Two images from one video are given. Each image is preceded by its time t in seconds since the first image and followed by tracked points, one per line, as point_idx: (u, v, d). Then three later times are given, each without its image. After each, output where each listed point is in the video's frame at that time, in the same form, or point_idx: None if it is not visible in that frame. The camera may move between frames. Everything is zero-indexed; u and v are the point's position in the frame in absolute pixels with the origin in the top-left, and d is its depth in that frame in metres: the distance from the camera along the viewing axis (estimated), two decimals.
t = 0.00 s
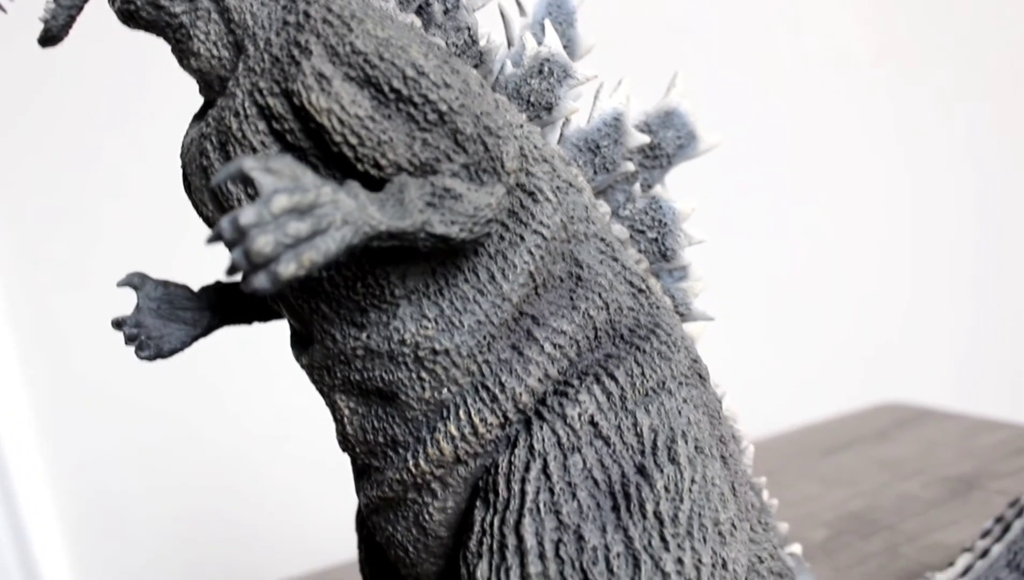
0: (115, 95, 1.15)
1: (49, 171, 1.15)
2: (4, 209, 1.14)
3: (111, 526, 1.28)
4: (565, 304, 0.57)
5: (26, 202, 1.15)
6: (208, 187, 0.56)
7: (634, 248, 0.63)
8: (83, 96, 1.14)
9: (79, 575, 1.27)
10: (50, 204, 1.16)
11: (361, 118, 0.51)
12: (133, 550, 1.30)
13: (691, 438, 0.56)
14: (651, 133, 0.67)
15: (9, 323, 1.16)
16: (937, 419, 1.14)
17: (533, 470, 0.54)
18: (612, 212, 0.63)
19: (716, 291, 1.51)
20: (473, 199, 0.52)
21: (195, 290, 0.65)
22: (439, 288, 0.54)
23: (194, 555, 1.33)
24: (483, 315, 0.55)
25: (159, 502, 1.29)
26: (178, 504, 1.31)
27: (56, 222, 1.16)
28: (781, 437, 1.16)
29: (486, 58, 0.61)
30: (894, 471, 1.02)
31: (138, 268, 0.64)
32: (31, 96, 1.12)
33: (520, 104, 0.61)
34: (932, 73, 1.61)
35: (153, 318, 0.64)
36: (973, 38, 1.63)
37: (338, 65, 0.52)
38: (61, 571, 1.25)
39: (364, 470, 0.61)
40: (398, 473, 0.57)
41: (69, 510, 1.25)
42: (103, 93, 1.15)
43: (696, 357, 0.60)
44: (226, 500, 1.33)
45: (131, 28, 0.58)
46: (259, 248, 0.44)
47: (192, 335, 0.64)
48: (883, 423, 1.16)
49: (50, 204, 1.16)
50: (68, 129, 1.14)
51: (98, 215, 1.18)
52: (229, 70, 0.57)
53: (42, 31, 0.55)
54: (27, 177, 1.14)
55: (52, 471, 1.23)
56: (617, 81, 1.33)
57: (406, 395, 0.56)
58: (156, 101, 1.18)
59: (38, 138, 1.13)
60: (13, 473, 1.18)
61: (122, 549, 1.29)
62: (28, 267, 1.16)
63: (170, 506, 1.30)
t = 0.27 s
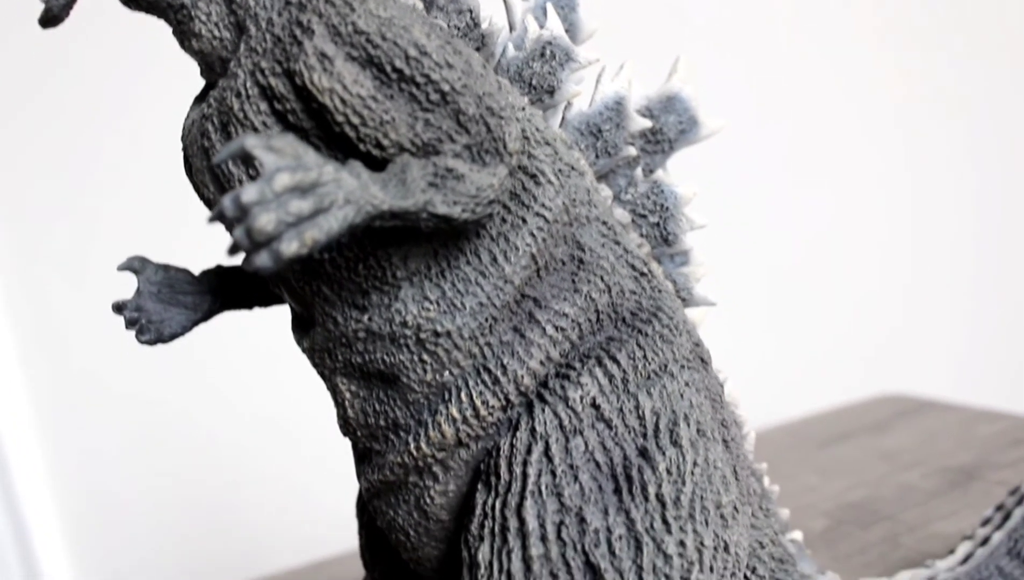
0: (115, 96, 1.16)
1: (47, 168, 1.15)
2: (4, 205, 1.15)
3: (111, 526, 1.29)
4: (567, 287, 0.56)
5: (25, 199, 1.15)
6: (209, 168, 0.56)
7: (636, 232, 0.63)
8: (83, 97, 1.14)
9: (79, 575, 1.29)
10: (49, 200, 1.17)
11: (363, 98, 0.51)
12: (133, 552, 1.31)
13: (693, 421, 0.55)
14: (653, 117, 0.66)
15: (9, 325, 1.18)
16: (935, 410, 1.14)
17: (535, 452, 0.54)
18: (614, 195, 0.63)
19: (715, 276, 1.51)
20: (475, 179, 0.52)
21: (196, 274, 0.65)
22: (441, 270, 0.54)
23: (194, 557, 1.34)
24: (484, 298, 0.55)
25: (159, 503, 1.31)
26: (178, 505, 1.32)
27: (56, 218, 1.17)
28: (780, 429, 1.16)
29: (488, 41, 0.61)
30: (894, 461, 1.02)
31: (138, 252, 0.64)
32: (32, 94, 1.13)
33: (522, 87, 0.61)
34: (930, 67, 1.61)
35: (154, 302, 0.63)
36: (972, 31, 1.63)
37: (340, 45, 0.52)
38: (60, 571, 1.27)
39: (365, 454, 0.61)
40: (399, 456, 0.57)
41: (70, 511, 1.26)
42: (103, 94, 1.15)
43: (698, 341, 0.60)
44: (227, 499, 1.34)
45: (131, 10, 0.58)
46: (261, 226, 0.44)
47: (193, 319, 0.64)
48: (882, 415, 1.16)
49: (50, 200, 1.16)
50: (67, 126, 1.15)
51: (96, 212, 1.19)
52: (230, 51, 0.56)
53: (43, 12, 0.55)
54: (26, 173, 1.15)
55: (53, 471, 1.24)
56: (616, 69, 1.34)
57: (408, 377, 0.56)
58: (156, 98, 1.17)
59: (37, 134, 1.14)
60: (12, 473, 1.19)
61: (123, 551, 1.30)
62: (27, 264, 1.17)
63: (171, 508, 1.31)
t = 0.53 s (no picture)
0: (116, 89, 1.16)
1: (48, 161, 1.16)
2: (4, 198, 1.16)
3: (111, 526, 1.29)
4: (565, 273, 0.56)
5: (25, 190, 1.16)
6: (207, 153, 0.56)
7: (634, 219, 0.63)
8: (83, 92, 1.15)
9: (79, 572, 1.29)
10: (48, 192, 1.17)
11: (361, 82, 0.51)
12: (133, 552, 1.32)
13: (690, 406, 0.55)
14: (652, 105, 0.66)
15: (11, 324, 1.18)
16: (931, 403, 1.14)
17: (532, 438, 0.54)
18: (613, 182, 0.63)
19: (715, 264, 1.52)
20: (473, 164, 0.52)
21: (194, 261, 0.65)
22: (439, 255, 0.54)
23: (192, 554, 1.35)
24: (482, 283, 0.55)
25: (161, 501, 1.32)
26: (178, 500, 1.33)
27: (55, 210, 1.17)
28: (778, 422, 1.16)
29: (486, 27, 0.61)
30: (891, 453, 1.02)
31: (136, 240, 0.64)
32: (32, 87, 1.13)
33: (520, 74, 0.61)
34: (927, 63, 1.61)
35: (152, 289, 0.63)
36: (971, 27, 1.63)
37: (338, 29, 0.52)
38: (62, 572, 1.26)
39: (362, 441, 0.61)
40: (397, 442, 0.57)
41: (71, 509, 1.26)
42: (104, 87, 1.16)
43: (695, 328, 0.60)
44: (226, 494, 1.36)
45: None
46: (258, 208, 0.44)
47: (191, 307, 0.64)
48: (879, 408, 1.16)
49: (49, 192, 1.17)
50: (68, 119, 1.16)
51: (96, 205, 1.19)
52: (228, 36, 0.56)
53: None
54: (25, 165, 1.15)
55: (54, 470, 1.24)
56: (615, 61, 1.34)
57: (405, 363, 0.56)
58: (156, 92, 1.18)
59: (39, 126, 1.15)
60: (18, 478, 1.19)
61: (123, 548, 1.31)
62: (29, 260, 1.17)
63: (170, 506, 1.33)
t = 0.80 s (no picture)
0: (115, 92, 1.16)
1: (48, 160, 1.16)
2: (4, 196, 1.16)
3: (111, 526, 1.30)
4: (564, 266, 0.56)
5: (26, 189, 1.16)
6: (206, 145, 0.56)
7: (634, 213, 0.63)
8: (83, 92, 1.15)
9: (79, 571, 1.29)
10: (48, 190, 1.17)
11: (360, 74, 0.51)
12: (134, 553, 1.32)
13: (690, 398, 0.55)
14: (651, 99, 0.66)
15: (12, 326, 1.19)
16: (930, 400, 1.14)
17: (531, 429, 0.54)
18: (612, 176, 0.63)
19: (714, 257, 1.52)
20: (472, 155, 0.52)
21: (195, 254, 0.65)
22: (438, 247, 0.54)
23: (193, 556, 1.36)
24: (481, 275, 0.55)
25: (162, 503, 1.32)
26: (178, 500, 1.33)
27: (55, 208, 1.18)
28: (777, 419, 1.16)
29: (485, 21, 0.61)
30: (890, 450, 1.02)
31: (136, 232, 0.64)
32: (32, 85, 1.13)
33: (520, 67, 0.61)
34: (926, 61, 1.61)
35: (152, 282, 0.63)
36: (970, 24, 1.63)
37: (338, 21, 0.52)
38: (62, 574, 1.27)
39: (362, 433, 0.61)
40: (396, 435, 0.57)
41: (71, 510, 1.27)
42: (104, 90, 1.16)
43: (695, 321, 0.60)
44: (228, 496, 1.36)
45: None
46: (258, 198, 0.44)
47: (191, 300, 0.64)
48: (878, 404, 1.16)
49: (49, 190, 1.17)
50: (68, 119, 1.16)
51: (96, 204, 1.19)
52: (228, 28, 0.56)
53: None
54: (25, 163, 1.16)
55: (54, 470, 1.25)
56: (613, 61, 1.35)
57: (405, 355, 0.56)
58: (154, 90, 1.18)
59: (39, 126, 1.15)
60: (19, 472, 1.20)
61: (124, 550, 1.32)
62: (29, 262, 1.17)
63: (170, 505, 1.33)
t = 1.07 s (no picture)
0: (115, 84, 1.17)
1: (48, 158, 1.16)
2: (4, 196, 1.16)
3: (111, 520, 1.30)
4: (564, 249, 0.56)
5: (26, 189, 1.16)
6: (206, 127, 0.56)
7: (634, 197, 0.63)
8: (83, 88, 1.15)
9: (79, 567, 1.29)
10: (49, 189, 1.17)
11: (361, 55, 0.51)
12: (134, 547, 1.32)
13: (690, 381, 0.55)
14: (651, 85, 0.66)
15: (12, 323, 1.18)
16: (929, 392, 1.15)
17: (532, 412, 0.54)
18: (612, 161, 0.63)
19: (714, 245, 1.52)
20: (472, 136, 0.52)
21: (193, 239, 0.65)
22: (438, 229, 0.54)
23: (194, 553, 1.36)
24: (481, 258, 0.55)
25: (162, 498, 1.32)
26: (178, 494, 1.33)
27: (56, 207, 1.18)
28: (777, 411, 1.16)
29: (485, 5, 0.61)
30: (889, 440, 1.03)
31: (135, 218, 0.64)
32: (32, 84, 1.13)
33: (520, 52, 0.61)
34: (925, 54, 1.61)
35: (151, 267, 0.63)
36: (970, 18, 1.63)
37: (338, 2, 0.51)
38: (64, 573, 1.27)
39: (362, 417, 0.61)
40: (396, 418, 0.57)
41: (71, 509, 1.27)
42: (103, 80, 1.16)
43: (695, 304, 0.60)
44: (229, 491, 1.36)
45: None
46: (259, 177, 0.43)
47: (191, 285, 0.64)
48: (877, 396, 1.16)
49: (50, 189, 1.17)
50: (67, 115, 1.16)
51: (96, 200, 1.19)
52: (227, 10, 0.56)
53: None
54: (25, 162, 1.15)
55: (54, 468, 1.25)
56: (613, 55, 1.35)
57: (404, 338, 0.56)
58: (154, 87, 1.19)
59: (39, 122, 1.15)
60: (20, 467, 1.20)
61: (125, 549, 1.32)
62: (29, 261, 1.17)
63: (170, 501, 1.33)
